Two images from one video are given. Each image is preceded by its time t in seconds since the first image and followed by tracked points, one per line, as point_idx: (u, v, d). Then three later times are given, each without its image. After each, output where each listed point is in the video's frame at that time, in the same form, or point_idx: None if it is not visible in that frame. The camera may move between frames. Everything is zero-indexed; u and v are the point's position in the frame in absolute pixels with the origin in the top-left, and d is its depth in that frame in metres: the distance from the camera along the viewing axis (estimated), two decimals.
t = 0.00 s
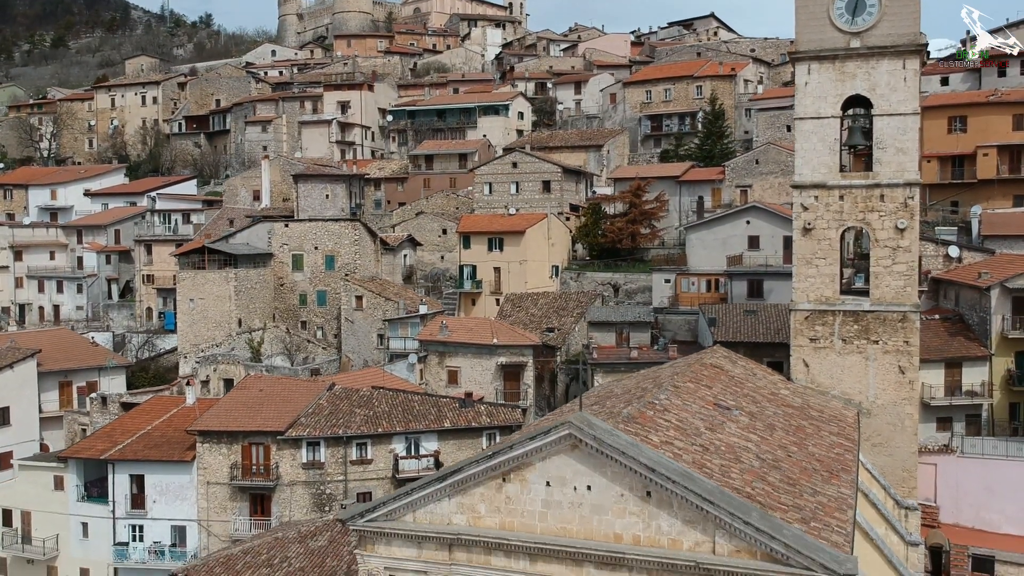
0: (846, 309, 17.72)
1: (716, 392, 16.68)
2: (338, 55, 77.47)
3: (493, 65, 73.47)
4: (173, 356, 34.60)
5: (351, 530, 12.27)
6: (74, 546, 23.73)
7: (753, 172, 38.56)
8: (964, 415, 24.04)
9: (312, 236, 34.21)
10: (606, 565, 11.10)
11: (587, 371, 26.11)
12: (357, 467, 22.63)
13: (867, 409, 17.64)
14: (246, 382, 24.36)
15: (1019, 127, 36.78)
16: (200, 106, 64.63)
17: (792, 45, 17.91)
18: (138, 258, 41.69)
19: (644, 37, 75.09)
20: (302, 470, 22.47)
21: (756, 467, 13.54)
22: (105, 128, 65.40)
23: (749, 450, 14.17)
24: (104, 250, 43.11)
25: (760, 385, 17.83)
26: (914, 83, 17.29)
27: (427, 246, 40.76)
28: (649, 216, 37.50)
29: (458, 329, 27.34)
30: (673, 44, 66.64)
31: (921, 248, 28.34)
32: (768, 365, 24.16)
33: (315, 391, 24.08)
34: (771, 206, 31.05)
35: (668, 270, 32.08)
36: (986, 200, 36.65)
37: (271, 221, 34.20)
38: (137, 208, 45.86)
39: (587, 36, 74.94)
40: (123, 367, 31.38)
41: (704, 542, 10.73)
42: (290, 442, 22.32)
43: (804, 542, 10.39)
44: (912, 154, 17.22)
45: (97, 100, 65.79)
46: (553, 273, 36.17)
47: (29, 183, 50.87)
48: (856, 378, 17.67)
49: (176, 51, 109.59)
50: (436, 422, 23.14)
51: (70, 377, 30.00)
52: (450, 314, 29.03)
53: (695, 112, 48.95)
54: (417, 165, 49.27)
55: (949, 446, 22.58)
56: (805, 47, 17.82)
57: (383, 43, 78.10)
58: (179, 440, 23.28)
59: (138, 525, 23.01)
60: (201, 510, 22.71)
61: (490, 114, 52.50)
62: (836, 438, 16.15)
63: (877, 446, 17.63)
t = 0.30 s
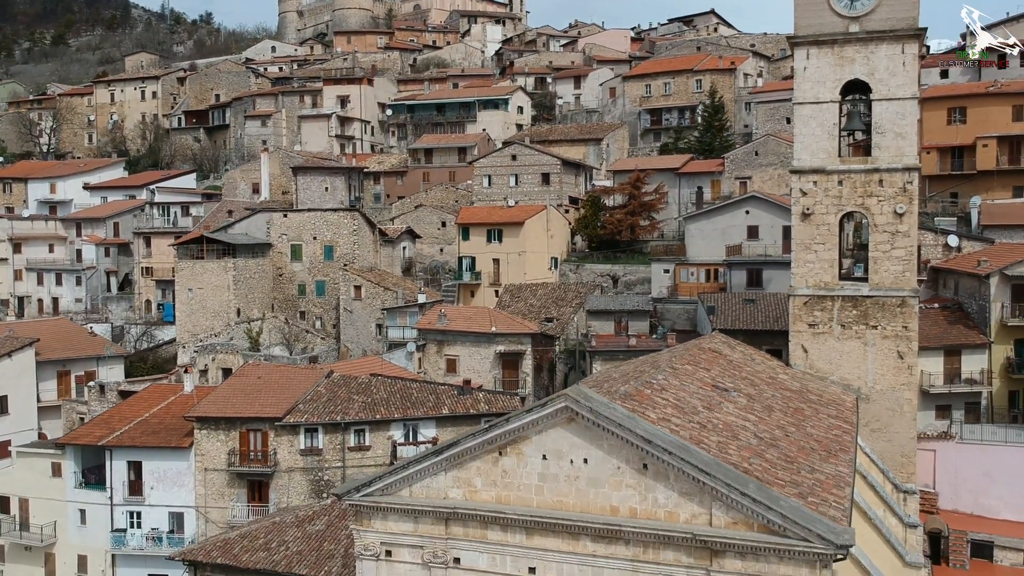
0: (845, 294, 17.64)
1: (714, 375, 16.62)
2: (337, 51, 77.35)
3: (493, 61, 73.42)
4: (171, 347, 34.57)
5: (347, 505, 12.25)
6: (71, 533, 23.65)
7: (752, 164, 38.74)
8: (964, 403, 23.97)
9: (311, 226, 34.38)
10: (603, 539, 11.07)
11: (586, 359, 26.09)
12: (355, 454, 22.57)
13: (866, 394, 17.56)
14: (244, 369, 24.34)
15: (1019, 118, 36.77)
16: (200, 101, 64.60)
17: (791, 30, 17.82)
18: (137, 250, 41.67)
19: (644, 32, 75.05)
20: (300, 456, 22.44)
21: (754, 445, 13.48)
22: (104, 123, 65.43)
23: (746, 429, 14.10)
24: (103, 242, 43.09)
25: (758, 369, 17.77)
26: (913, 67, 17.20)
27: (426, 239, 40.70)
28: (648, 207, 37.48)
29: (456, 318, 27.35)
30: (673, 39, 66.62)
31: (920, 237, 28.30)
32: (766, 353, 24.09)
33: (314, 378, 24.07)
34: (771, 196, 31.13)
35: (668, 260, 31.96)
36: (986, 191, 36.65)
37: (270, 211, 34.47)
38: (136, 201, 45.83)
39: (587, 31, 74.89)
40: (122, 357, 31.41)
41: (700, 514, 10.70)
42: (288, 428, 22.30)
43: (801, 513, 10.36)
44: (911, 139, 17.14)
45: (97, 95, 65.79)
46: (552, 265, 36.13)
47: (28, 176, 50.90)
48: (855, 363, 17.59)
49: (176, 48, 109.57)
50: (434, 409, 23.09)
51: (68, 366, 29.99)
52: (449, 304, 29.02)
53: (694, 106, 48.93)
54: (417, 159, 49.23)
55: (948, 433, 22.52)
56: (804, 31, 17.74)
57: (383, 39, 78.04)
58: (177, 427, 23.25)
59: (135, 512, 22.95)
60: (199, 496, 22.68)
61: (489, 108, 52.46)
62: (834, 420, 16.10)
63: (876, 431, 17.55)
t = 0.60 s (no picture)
0: (846, 282, 17.53)
1: (714, 361, 16.56)
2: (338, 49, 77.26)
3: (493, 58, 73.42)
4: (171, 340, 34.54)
5: (346, 485, 12.22)
6: (70, 523, 23.55)
7: (753, 158, 38.50)
8: (965, 394, 23.93)
9: (311, 219, 34.60)
10: (603, 516, 11.03)
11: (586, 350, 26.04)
12: (354, 443, 22.51)
13: (867, 382, 17.46)
14: (244, 359, 24.30)
15: (1020, 111, 36.78)
16: (200, 98, 64.60)
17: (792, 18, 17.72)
18: (137, 245, 41.67)
19: (644, 30, 75.07)
20: (299, 446, 22.39)
21: (754, 427, 13.42)
22: (104, 120, 65.60)
23: (747, 411, 14.05)
24: (103, 237, 43.07)
25: (759, 356, 17.69)
26: (914, 55, 17.10)
27: (426, 234, 40.67)
28: (648, 201, 37.49)
29: (456, 309, 27.32)
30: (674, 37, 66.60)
31: (921, 229, 28.27)
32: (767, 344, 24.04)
33: (313, 368, 24.05)
34: (771, 188, 31.16)
35: (668, 253, 31.98)
36: (987, 184, 36.68)
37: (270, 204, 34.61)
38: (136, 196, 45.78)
39: (587, 29, 74.88)
40: (122, 349, 31.33)
41: (701, 491, 10.66)
42: (287, 418, 22.25)
43: (802, 490, 10.30)
44: (912, 126, 17.03)
45: (97, 92, 65.85)
46: (552, 259, 36.06)
47: (28, 172, 50.81)
48: (856, 351, 17.49)
49: (177, 47, 109.56)
50: (435, 399, 23.07)
51: (67, 358, 29.92)
52: (449, 296, 29.02)
53: (695, 102, 48.92)
54: (417, 155, 49.20)
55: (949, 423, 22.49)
56: (805, 18, 17.63)
57: (384, 37, 78.01)
58: (176, 417, 23.21)
59: (135, 501, 22.88)
60: (198, 486, 22.64)
61: (490, 104, 52.46)
62: (835, 406, 16.03)
63: (877, 419, 17.46)
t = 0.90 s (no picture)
0: (848, 269, 17.42)
1: (717, 346, 16.51)
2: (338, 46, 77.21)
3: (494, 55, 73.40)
4: (172, 333, 34.55)
5: (349, 464, 12.19)
6: (72, 513, 23.55)
7: (754, 151, 38.55)
8: (967, 382, 23.94)
9: (312, 211, 35.02)
10: (607, 493, 11.01)
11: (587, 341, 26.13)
12: (356, 432, 22.49)
13: (869, 369, 17.38)
14: (246, 349, 24.27)
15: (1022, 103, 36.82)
16: (201, 94, 64.59)
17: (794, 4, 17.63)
18: (137, 239, 41.67)
19: (645, 26, 75.06)
20: (301, 434, 22.38)
21: (758, 407, 13.40)
22: (105, 116, 65.63)
23: (750, 393, 14.03)
24: (104, 231, 43.12)
25: (761, 343, 17.63)
26: (917, 41, 17.01)
27: (427, 228, 40.65)
28: (650, 194, 37.44)
29: (457, 299, 27.33)
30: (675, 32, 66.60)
31: (922, 219, 28.26)
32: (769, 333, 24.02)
33: (315, 357, 24.04)
34: (772, 179, 31.22)
35: (669, 245, 32.07)
36: (988, 176, 36.70)
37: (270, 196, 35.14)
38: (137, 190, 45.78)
39: (588, 25, 74.85)
40: (122, 341, 31.30)
41: (704, 467, 10.65)
42: (289, 406, 22.25)
43: (806, 465, 10.29)
44: (914, 112, 16.93)
45: (98, 88, 65.93)
46: (554, 252, 36.03)
47: (29, 167, 50.94)
48: (858, 339, 17.38)
49: (177, 45, 109.51)
50: (436, 387, 23.10)
51: (69, 350, 29.93)
52: (449, 288, 29.02)
53: (696, 97, 48.94)
54: (418, 150, 49.15)
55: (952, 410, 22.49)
56: (808, 5, 17.54)
57: (385, 34, 77.92)
58: (178, 406, 23.18)
59: (137, 490, 22.86)
60: (200, 475, 22.61)
61: (491, 99, 52.46)
62: (838, 391, 15.97)
63: (880, 406, 17.38)
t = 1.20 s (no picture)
0: (850, 259, 17.29)
1: (718, 333, 16.44)
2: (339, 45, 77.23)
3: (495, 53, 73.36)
4: (173, 328, 34.53)
5: (351, 446, 12.16)
6: (73, 505, 23.54)
7: (756, 146, 38.55)
8: (969, 373, 23.92)
9: (313, 205, 35.38)
10: (609, 473, 10.99)
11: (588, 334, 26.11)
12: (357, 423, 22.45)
13: (871, 359, 17.26)
14: (247, 341, 24.20)
15: None
16: (202, 92, 64.54)
17: None
18: (138, 235, 41.64)
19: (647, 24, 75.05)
20: (302, 425, 22.34)
21: (761, 391, 13.37)
22: (106, 114, 65.63)
23: (752, 377, 13.99)
24: (104, 227, 43.11)
25: (764, 332, 17.56)
26: (918, 30, 16.89)
27: (428, 224, 40.63)
28: (651, 189, 37.55)
29: (459, 292, 27.32)
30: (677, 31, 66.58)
31: (924, 212, 28.23)
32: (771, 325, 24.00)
33: (316, 349, 23.99)
34: (773, 173, 31.35)
35: (671, 239, 32.05)
36: (991, 171, 36.58)
37: (271, 190, 35.60)
38: (138, 187, 45.77)
39: (589, 23, 74.83)
40: (123, 336, 31.25)
41: (707, 447, 10.63)
42: (290, 397, 22.21)
43: (810, 444, 10.26)
44: (916, 101, 16.81)
45: (99, 86, 65.95)
46: (556, 247, 36.00)
47: (30, 164, 51.01)
48: (860, 329, 17.25)
49: (178, 45, 109.43)
50: (438, 378, 23.08)
51: (70, 344, 29.92)
52: (450, 281, 29.02)
53: (697, 94, 48.92)
54: (419, 146, 49.10)
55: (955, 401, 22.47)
56: None
57: (386, 33, 77.84)
58: (179, 397, 23.11)
59: (138, 482, 22.83)
60: (201, 466, 22.57)
61: (492, 96, 52.46)
62: (840, 378, 15.90)
63: (882, 396, 17.26)
